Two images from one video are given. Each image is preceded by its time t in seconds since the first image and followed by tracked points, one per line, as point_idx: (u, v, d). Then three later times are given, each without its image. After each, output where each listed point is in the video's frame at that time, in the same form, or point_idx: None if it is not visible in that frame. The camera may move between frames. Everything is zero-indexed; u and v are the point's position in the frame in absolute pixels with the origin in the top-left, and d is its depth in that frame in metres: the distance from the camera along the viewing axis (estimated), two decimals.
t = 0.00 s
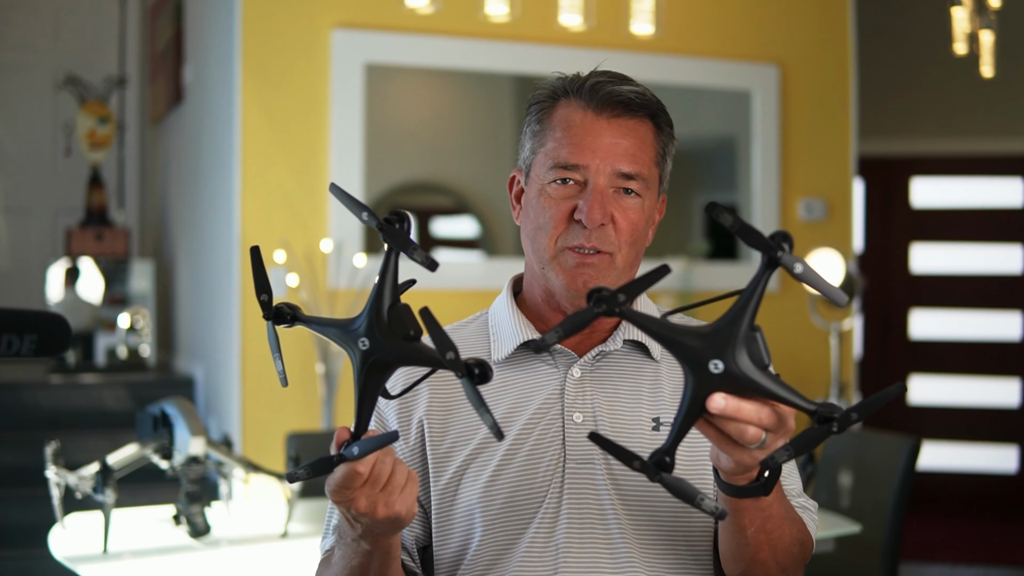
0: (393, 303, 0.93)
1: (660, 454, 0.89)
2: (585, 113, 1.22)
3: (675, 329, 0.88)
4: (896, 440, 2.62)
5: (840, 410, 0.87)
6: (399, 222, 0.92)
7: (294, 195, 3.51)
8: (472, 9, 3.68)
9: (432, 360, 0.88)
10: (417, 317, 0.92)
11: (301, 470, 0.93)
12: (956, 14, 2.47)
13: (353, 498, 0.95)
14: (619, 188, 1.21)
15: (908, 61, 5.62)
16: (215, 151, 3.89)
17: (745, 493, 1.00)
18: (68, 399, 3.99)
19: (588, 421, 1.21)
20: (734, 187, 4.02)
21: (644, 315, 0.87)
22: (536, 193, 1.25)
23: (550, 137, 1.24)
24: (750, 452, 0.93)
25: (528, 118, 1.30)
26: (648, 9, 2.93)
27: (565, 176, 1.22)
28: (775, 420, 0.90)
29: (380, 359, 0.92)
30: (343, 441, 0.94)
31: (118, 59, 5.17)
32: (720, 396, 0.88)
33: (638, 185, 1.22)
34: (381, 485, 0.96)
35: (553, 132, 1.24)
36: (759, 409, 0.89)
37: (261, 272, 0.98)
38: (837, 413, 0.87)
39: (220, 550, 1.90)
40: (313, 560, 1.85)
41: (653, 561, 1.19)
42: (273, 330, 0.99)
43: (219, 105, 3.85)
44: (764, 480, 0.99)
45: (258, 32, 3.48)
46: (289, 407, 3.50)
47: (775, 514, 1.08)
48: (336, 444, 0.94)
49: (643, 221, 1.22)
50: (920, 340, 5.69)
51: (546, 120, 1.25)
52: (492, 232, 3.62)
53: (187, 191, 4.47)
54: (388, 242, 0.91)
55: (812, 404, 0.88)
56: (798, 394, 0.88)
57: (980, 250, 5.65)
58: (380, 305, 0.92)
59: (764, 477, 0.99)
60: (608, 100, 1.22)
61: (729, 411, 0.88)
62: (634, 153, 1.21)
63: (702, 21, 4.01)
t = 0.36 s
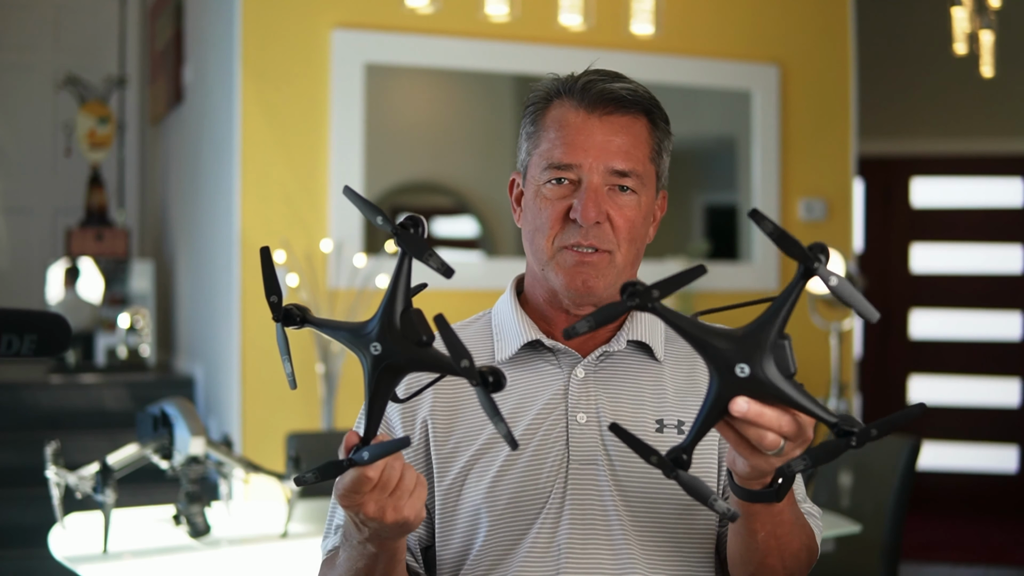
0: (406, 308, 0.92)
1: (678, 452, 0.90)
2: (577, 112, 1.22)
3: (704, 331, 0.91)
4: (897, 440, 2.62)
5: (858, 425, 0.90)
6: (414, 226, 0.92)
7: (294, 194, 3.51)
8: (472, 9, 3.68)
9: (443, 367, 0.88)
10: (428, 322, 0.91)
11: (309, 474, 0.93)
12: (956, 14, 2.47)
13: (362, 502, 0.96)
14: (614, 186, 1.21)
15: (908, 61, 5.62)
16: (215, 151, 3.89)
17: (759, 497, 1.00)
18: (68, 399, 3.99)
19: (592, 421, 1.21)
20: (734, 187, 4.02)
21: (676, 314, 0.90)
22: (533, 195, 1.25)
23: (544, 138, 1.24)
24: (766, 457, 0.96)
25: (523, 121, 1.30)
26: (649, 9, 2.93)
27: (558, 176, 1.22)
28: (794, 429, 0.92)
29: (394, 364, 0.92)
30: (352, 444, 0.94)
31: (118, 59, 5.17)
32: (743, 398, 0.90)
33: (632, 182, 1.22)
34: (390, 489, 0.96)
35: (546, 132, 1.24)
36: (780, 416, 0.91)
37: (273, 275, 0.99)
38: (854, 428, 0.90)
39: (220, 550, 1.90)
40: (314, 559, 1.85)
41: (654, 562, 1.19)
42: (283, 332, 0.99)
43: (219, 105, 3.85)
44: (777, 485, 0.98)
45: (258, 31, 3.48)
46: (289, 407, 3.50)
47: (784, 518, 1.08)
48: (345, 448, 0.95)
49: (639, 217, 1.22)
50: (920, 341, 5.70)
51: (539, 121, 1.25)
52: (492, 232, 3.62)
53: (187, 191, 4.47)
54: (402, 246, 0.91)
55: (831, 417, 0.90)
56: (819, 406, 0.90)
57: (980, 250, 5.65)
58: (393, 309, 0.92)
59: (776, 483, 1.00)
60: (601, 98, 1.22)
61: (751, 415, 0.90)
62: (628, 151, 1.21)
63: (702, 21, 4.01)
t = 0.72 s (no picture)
0: (418, 317, 0.93)
1: (712, 440, 0.94)
2: (554, 108, 1.22)
3: (781, 335, 0.94)
4: (897, 439, 2.62)
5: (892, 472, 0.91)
6: (427, 236, 0.92)
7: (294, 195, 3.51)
8: (472, 9, 3.68)
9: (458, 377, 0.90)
10: (441, 331, 0.92)
11: (319, 484, 0.93)
12: (956, 14, 2.47)
13: (372, 512, 0.96)
14: (593, 179, 1.21)
15: (908, 61, 5.62)
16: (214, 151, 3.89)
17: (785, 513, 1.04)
18: (67, 399, 3.99)
19: (593, 422, 1.21)
20: (734, 187, 4.02)
21: (759, 309, 0.93)
22: (516, 196, 1.24)
23: (523, 137, 1.24)
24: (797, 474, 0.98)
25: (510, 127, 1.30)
26: (648, 9, 2.93)
27: (535, 172, 1.21)
28: (831, 455, 0.93)
29: (406, 373, 0.93)
30: (363, 454, 0.94)
31: (118, 60, 5.17)
32: (790, 410, 0.92)
33: (613, 176, 1.21)
34: (402, 499, 0.96)
35: (526, 131, 1.24)
36: (822, 437, 0.92)
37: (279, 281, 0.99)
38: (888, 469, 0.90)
39: (221, 550, 1.90)
40: (315, 559, 1.85)
41: (653, 563, 1.19)
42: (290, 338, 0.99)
43: (218, 104, 3.85)
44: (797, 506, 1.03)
45: (258, 31, 3.48)
46: (288, 407, 3.50)
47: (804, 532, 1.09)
48: (354, 458, 0.94)
49: (621, 210, 1.21)
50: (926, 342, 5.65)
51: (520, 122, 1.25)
52: (492, 231, 3.61)
53: (187, 191, 4.47)
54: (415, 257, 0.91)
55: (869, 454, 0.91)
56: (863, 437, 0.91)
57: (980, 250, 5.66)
58: (404, 319, 0.93)
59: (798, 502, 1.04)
60: (577, 94, 1.22)
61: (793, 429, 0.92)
62: (604, 143, 1.21)
63: (702, 21, 4.01)
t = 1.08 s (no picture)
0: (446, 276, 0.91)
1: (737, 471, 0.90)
2: (548, 103, 1.22)
3: (809, 370, 0.89)
4: (897, 439, 2.62)
5: (917, 507, 0.89)
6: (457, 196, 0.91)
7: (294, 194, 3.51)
8: (472, 9, 3.68)
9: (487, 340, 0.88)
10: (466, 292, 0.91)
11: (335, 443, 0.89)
12: (956, 14, 2.47)
13: (388, 474, 0.92)
14: (582, 174, 1.20)
15: (908, 61, 5.62)
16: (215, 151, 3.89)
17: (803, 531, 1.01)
18: (68, 399, 3.99)
19: (594, 421, 1.21)
20: (734, 187, 4.02)
21: (786, 343, 0.89)
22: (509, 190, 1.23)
23: (517, 133, 1.24)
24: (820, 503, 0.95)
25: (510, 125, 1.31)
26: (648, 9, 2.93)
27: (525, 166, 1.21)
28: (856, 487, 0.90)
29: (433, 334, 0.90)
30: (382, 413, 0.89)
31: (118, 60, 5.17)
32: (818, 445, 0.89)
33: (603, 171, 1.21)
34: (418, 462, 0.93)
35: (520, 127, 1.24)
36: (848, 471, 0.89)
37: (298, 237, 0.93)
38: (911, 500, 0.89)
39: (221, 549, 1.90)
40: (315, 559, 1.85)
41: (653, 563, 1.19)
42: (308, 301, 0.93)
43: (218, 104, 3.85)
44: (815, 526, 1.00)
45: (258, 32, 3.48)
46: (288, 407, 3.50)
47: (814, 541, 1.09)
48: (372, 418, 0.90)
49: (609, 206, 1.21)
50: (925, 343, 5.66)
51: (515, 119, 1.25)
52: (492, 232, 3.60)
53: (188, 191, 4.48)
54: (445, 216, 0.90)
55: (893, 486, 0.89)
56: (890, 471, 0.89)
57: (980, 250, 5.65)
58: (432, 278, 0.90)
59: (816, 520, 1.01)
60: (571, 89, 1.22)
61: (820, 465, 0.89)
62: (595, 138, 1.21)
63: (702, 21, 4.01)
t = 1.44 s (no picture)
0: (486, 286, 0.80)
1: (741, 480, 0.90)
2: (558, 102, 1.21)
3: (812, 380, 0.88)
4: (897, 439, 2.62)
5: (921, 514, 0.89)
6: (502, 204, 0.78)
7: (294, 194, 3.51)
8: (472, 9, 3.68)
9: (523, 365, 0.79)
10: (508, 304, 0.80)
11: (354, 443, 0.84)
12: (956, 14, 2.47)
13: (408, 479, 0.86)
14: (593, 174, 1.20)
15: (909, 61, 5.62)
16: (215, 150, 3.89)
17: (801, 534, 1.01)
18: (68, 399, 4.00)
19: (598, 421, 1.20)
20: (735, 187, 4.02)
21: (787, 353, 0.88)
22: (517, 189, 1.23)
23: (525, 132, 1.23)
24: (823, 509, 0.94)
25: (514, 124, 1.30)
26: (648, 9, 2.93)
27: (536, 166, 1.20)
28: (859, 494, 0.89)
29: (465, 345, 0.81)
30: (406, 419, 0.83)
31: (118, 60, 5.17)
32: (819, 454, 0.88)
33: (613, 171, 1.21)
34: (441, 467, 0.87)
35: (528, 126, 1.23)
36: (850, 479, 0.88)
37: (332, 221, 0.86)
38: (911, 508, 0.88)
39: (221, 550, 1.90)
40: (314, 560, 1.85)
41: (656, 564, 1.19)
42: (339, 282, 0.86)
43: (218, 104, 3.85)
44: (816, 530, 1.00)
45: (258, 32, 3.48)
46: (288, 407, 3.50)
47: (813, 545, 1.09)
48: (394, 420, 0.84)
49: (619, 205, 1.21)
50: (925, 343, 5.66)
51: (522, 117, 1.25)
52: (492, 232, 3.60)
53: (188, 191, 4.48)
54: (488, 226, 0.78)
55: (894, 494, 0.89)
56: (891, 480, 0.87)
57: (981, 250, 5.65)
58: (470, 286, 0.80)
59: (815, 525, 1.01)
60: (580, 88, 1.22)
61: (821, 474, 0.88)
62: (605, 137, 1.21)
63: (703, 21, 4.01)
